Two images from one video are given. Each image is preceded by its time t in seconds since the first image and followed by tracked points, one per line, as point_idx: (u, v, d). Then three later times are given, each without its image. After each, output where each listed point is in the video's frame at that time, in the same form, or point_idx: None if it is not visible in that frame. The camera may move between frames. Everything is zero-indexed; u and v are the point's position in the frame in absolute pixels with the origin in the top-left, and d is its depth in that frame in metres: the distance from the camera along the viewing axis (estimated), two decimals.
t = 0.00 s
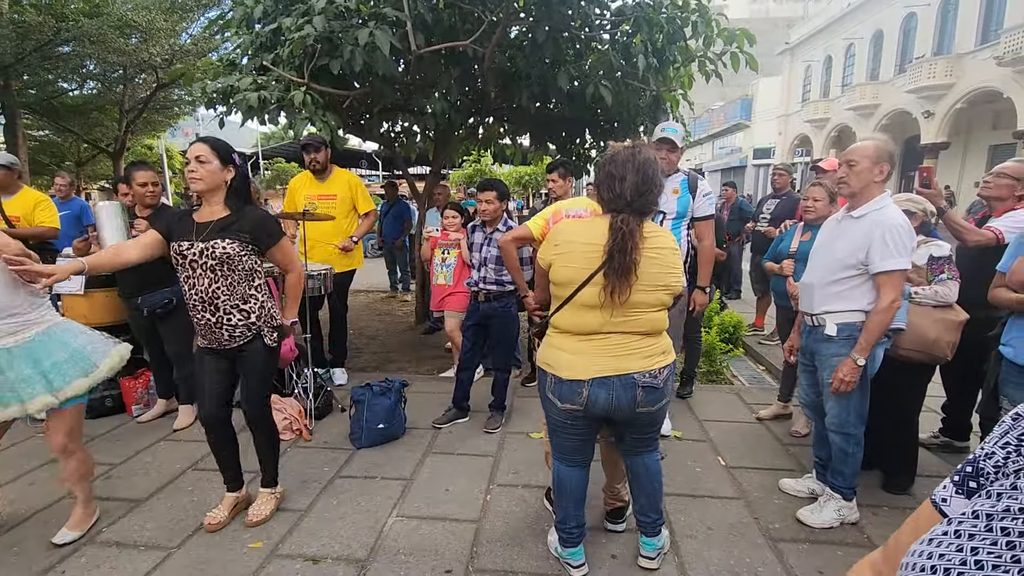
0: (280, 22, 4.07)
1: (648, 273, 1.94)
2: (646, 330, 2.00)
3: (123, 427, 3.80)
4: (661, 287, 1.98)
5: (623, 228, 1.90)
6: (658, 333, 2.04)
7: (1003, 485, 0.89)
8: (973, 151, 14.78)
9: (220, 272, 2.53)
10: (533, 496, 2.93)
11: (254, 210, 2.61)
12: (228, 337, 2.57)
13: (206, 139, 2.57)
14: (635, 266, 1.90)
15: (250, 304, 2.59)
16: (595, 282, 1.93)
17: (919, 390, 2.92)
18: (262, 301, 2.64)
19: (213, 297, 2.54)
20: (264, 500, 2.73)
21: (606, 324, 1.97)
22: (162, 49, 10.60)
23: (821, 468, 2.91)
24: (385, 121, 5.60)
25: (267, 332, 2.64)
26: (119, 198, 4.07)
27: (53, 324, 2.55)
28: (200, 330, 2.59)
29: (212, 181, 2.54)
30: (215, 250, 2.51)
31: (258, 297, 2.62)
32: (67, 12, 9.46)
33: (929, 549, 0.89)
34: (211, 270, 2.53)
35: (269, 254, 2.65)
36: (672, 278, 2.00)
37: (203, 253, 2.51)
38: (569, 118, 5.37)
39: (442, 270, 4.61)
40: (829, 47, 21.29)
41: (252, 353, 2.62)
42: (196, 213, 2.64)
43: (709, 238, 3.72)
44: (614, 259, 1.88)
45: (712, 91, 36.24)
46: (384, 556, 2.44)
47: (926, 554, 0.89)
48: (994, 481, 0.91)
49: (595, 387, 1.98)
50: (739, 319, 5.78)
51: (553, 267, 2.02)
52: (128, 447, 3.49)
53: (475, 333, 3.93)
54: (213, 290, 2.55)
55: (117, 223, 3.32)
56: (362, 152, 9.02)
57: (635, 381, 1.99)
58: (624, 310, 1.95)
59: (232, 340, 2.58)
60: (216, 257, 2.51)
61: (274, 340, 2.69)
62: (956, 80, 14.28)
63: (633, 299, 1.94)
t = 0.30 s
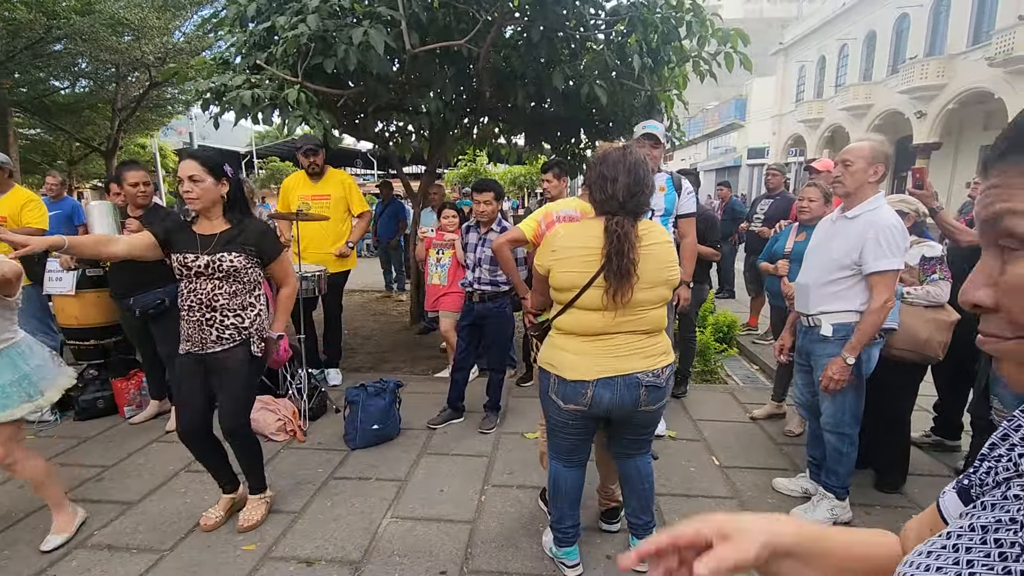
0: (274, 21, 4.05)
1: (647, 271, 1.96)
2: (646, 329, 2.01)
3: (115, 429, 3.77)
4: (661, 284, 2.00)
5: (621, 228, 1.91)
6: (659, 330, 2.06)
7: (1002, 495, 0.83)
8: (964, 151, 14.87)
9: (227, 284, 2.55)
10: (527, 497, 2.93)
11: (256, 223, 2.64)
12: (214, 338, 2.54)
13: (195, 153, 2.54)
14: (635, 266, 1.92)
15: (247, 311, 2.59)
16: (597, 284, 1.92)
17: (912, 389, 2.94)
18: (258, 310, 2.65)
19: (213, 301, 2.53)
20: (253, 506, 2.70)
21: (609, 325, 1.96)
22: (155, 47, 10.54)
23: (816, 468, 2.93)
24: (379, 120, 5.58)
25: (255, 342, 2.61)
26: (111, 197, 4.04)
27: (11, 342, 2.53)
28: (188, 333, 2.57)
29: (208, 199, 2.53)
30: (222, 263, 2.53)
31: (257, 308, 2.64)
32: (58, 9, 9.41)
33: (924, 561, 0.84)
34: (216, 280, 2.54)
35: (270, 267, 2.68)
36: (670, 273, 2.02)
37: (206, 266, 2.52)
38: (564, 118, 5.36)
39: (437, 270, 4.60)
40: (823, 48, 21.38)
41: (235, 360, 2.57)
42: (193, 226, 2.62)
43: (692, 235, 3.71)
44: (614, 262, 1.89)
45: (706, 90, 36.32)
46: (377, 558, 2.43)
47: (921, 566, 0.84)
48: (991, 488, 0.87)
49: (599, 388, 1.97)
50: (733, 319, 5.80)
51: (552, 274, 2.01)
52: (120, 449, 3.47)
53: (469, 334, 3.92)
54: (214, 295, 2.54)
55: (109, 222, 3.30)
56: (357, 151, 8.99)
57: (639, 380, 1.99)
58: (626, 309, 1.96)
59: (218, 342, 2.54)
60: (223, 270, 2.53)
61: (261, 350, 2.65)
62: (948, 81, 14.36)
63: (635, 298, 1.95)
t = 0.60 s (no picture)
0: (269, 20, 4.04)
1: (653, 269, 1.97)
2: (653, 324, 2.02)
3: (109, 430, 3.76)
4: (666, 280, 2.00)
5: (628, 227, 1.92)
6: (665, 325, 2.07)
7: (976, 477, 0.80)
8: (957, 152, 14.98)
9: (209, 274, 2.50)
10: (523, 497, 2.93)
11: (244, 212, 2.62)
12: (210, 340, 2.54)
13: (192, 139, 2.55)
14: (642, 266, 1.93)
15: (238, 308, 2.59)
16: (606, 282, 1.93)
17: (905, 388, 2.96)
18: (247, 306, 2.65)
19: (201, 297, 2.51)
20: (249, 506, 2.70)
21: (619, 323, 1.97)
22: (149, 47, 10.51)
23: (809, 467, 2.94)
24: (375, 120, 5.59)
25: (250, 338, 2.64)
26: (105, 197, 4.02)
27: None
28: (183, 332, 2.56)
29: (201, 183, 2.53)
30: (206, 250, 2.49)
31: (245, 302, 2.64)
32: (51, 8, 9.37)
33: (904, 543, 0.80)
34: (200, 270, 2.50)
35: (258, 256, 2.65)
36: (673, 269, 2.02)
37: (194, 253, 2.48)
38: (560, 119, 5.37)
39: (433, 270, 4.61)
40: (817, 49, 21.47)
41: (237, 358, 2.62)
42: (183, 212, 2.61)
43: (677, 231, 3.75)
44: (621, 260, 1.89)
45: (701, 91, 36.43)
46: (373, 558, 2.43)
47: (901, 547, 0.80)
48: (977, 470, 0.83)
49: (618, 386, 1.98)
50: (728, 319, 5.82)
51: (558, 274, 2.01)
52: (114, 450, 3.45)
53: (466, 334, 3.93)
54: (201, 291, 2.52)
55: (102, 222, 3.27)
56: (352, 150, 8.99)
57: (654, 373, 2.01)
58: (633, 305, 1.96)
59: (215, 344, 2.56)
60: (206, 258, 2.49)
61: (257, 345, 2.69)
62: (941, 82, 14.45)
63: (643, 295, 1.95)
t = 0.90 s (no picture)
0: (265, 19, 4.02)
1: (652, 270, 1.97)
2: (651, 326, 2.02)
3: (106, 430, 3.74)
4: (665, 283, 2.01)
5: (629, 229, 1.92)
6: (664, 328, 2.08)
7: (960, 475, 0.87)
8: (952, 152, 15.05)
9: (209, 288, 2.52)
10: (521, 496, 2.93)
11: (244, 226, 2.63)
12: (202, 340, 2.53)
13: (199, 151, 2.55)
14: (642, 267, 1.93)
15: (232, 312, 2.57)
16: (603, 282, 1.93)
17: (901, 387, 2.97)
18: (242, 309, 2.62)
19: (196, 306, 2.51)
20: (243, 509, 2.68)
21: (617, 324, 1.97)
22: (144, 46, 10.48)
23: (805, 464, 2.95)
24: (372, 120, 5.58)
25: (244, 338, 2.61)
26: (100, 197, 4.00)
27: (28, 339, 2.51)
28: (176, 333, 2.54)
29: (207, 196, 2.52)
30: (204, 265, 2.50)
31: (240, 304, 2.61)
32: (45, 7, 9.33)
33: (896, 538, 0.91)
34: (199, 284, 2.52)
35: (257, 268, 2.67)
36: (672, 273, 2.04)
37: (190, 268, 2.49)
38: (557, 119, 5.36)
39: (431, 270, 4.60)
40: (813, 49, 21.53)
41: (225, 359, 2.57)
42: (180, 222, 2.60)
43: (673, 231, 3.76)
44: (620, 261, 1.89)
45: (698, 91, 36.48)
46: (371, 559, 2.43)
47: (891, 542, 0.91)
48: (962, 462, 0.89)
49: (614, 391, 1.98)
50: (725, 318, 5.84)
51: (557, 272, 2.01)
52: (111, 451, 3.44)
53: (463, 334, 3.92)
54: (196, 298, 2.52)
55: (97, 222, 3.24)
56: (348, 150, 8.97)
57: (650, 376, 2.01)
58: (633, 308, 1.96)
59: (206, 345, 2.54)
60: (205, 272, 2.51)
61: (251, 346, 2.65)
62: (936, 82, 14.51)
63: (643, 297, 1.96)
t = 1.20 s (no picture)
0: (263, 21, 4.04)
1: (650, 270, 1.99)
2: (647, 326, 2.03)
3: (105, 432, 3.74)
4: (662, 283, 2.03)
5: (628, 230, 1.94)
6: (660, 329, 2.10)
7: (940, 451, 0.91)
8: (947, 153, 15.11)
9: (201, 279, 2.51)
10: (520, 496, 2.94)
11: (237, 217, 2.63)
12: (196, 345, 2.54)
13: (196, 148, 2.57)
14: (641, 269, 1.94)
15: (225, 312, 2.57)
16: (601, 282, 1.94)
17: (897, 387, 2.98)
18: (235, 312, 2.63)
19: (189, 301, 2.50)
20: (241, 508, 2.68)
21: (613, 325, 1.98)
22: (142, 48, 10.49)
23: (802, 464, 2.97)
24: (370, 121, 5.59)
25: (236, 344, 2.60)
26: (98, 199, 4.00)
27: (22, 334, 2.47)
28: (168, 332, 2.54)
29: (205, 188, 2.55)
30: (197, 255, 2.49)
31: (233, 305, 2.62)
32: (42, 9, 9.35)
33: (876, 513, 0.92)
34: (190, 274, 2.50)
35: (249, 260, 2.66)
36: (668, 272, 2.05)
37: (180, 259, 2.48)
38: (555, 121, 5.37)
39: (428, 271, 4.61)
40: (809, 51, 21.60)
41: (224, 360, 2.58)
42: (172, 217, 2.62)
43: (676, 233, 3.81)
44: (621, 262, 1.91)
45: (695, 93, 36.58)
46: (369, 559, 2.43)
47: (874, 516, 0.92)
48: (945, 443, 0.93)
49: (604, 389, 1.99)
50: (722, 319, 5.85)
51: (555, 271, 2.03)
52: (109, 452, 3.44)
53: (461, 334, 3.92)
54: (190, 293, 2.51)
55: (96, 223, 3.25)
56: (347, 152, 8.98)
57: (642, 377, 2.02)
58: (629, 307, 1.97)
59: (200, 349, 2.55)
60: (198, 262, 2.49)
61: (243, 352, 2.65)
62: (932, 84, 14.57)
63: (640, 297, 1.97)
